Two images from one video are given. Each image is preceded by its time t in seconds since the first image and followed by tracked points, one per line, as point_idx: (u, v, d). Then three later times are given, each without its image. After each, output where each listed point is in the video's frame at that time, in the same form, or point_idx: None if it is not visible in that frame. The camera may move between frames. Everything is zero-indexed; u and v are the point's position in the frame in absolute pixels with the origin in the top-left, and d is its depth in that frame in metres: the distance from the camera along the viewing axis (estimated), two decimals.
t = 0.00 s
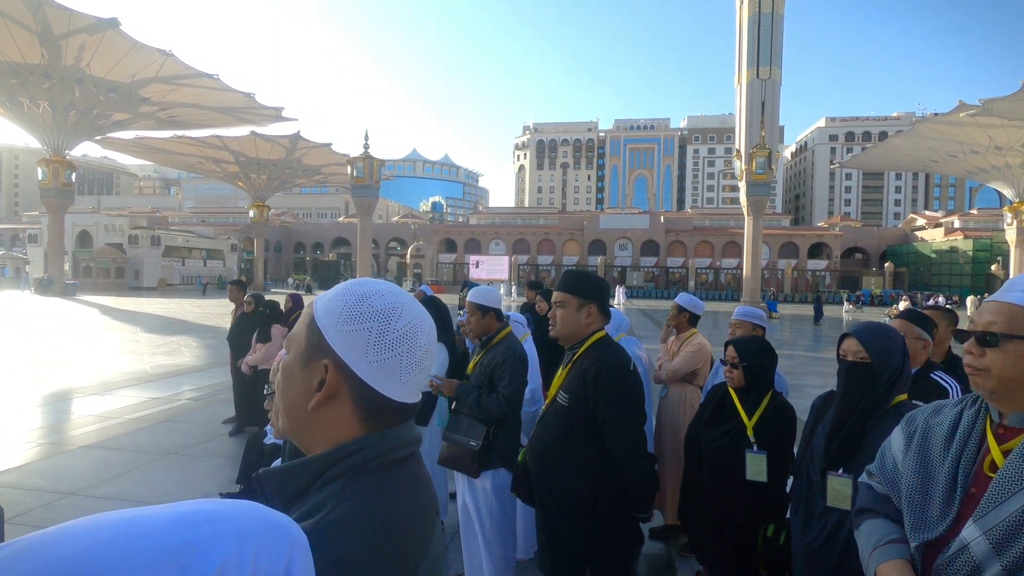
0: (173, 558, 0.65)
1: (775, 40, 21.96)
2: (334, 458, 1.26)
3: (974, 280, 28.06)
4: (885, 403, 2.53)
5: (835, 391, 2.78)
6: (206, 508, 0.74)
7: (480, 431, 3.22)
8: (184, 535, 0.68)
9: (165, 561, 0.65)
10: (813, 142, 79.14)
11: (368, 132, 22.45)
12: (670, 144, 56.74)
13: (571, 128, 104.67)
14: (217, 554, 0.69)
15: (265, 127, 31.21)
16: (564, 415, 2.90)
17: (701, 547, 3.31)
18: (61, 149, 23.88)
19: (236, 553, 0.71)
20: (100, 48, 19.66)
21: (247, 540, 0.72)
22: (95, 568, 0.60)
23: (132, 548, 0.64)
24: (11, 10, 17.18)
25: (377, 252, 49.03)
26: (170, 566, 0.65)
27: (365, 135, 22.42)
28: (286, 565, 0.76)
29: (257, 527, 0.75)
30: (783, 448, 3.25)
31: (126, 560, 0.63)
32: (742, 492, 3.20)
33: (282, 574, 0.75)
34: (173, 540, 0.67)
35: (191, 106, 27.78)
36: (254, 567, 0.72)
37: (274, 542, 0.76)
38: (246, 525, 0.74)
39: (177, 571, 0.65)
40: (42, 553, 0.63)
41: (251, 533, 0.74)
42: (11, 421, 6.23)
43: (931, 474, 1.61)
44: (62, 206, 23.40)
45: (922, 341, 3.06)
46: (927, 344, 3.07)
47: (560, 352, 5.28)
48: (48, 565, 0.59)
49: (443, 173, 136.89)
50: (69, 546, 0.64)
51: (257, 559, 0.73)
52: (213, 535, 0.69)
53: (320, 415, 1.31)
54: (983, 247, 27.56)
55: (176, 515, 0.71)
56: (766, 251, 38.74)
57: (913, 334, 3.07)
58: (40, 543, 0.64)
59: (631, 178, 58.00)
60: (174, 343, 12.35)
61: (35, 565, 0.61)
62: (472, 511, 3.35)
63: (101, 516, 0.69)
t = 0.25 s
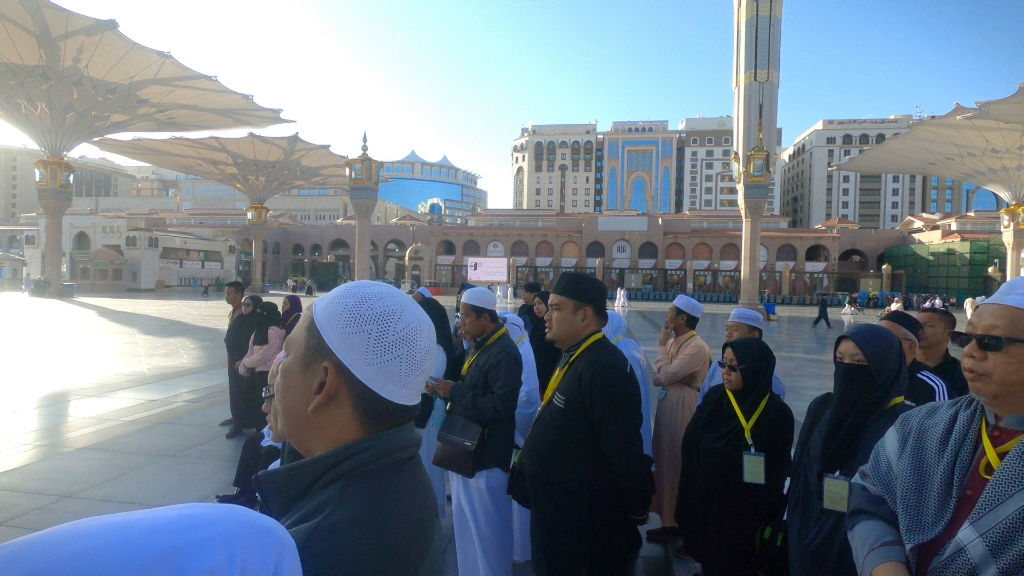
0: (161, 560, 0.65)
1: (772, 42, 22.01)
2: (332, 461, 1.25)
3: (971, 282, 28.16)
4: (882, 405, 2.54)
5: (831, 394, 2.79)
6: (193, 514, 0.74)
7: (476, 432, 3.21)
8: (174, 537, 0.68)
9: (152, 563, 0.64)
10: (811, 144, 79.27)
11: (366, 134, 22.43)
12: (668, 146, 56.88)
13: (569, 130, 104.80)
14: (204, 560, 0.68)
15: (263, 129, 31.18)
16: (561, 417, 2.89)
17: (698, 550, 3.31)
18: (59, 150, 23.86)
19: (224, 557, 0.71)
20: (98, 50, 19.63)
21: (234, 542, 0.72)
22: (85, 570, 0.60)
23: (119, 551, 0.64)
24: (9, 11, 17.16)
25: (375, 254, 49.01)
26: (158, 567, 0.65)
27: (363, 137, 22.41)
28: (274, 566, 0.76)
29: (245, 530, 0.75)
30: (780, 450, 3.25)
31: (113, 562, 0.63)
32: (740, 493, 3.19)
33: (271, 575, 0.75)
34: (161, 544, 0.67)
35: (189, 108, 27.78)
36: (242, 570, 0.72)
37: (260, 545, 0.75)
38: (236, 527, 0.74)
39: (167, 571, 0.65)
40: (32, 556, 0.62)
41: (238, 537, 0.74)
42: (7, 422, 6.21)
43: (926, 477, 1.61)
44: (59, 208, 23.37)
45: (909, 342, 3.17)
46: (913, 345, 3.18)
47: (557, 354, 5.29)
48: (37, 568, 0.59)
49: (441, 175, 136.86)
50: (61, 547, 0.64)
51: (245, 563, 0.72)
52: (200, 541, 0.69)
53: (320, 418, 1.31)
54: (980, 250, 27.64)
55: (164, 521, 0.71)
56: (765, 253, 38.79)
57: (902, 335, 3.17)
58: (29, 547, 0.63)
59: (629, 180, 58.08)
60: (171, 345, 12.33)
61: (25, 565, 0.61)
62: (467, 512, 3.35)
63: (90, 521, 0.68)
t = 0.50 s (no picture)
0: (154, 563, 0.65)
1: (769, 44, 22.07)
2: (328, 463, 1.25)
3: (968, 283, 28.29)
4: (879, 405, 2.54)
5: (828, 394, 2.79)
6: (186, 514, 0.74)
7: (471, 431, 3.21)
8: (168, 539, 0.68)
9: (147, 565, 0.64)
10: (808, 145, 79.46)
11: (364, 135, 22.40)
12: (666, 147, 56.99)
13: (566, 131, 104.92)
14: (198, 562, 0.68)
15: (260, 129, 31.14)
16: (557, 418, 2.89)
17: (697, 550, 3.31)
18: (55, 151, 23.78)
19: (217, 561, 0.70)
20: (95, 50, 19.56)
21: (226, 545, 0.72)
22: (81, 572, 0.60)
23: (112, 552, 0.64)
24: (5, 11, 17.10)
25: (373, 255, 48.97)
26: (152, 570, 0.64)
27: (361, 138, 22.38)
28: (266, 568, 0.76)
29: (237, 534, 0.75)
30: (778, 451, 3.24)
31: (106, 564, 0.62)
32: (738, 494, 3.19)
33: None
34: (156, 544, 0.67)
35: (186, 109, 27.72)
36: (235, 571, 0.72)
37: (253, 549, 0.75)
38: (229, 531, 0.74)
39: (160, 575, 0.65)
40: (27, 557, 0.62)
41: (230, 540, 0.73)
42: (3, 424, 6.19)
43: (923, 479, 1.61)
44: (55, 208, 23.29)
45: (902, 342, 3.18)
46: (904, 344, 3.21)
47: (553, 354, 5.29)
48: (33, 570, 0.59)
49: (439, 176, 136.84)
50: (55, 549, 0.64)
51: (237, 564, 0.72)
52: (193, 543, 0.69)
53: (317, 420, 1.31)
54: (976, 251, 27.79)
55: (158, 524, 0.70)
56: (762, 254, 38.86)
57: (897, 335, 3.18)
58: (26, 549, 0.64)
59: (627, 181, 58.13)
60: (168, 346, 12.30)
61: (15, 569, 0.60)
62: (462, 512, 3.35)
63: (86, 522, 0.68)
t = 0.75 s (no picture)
0: (159, 560, 0.65)
1: (766, 45, 22.11)
2: (329, 467, 1.25)
3: (964, 283, 28.45)
4: (875, 404, 2.55)
5: (825, 395, 2.80)
6: (191, 516, 0.74)
7: (467, 431, 3.22)
8: (174, 541, 0.68)
9: (149, 565, 0.64)
10: (805, 146, 79.64)
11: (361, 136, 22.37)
12: (663, 148, 57.07)
13: (564, 132, 104.97)
14: (203, 561, 0.69)
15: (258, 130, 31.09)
16: (555, 419, 2.90)
17: (694, 551, 3.31)
18: (51, 151, 23.71)
19: (221, 560, 0.70)
20: (91, 51, 19.49)
21: (231, 547, 0.72)
22: (81, 571, 0.60)
23: (113, 549, 0.64)
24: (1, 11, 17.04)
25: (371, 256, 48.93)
26: (157, 570, 0.65)
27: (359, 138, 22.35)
28: (270, 570, 0.76)
29: (242, 536, 0.75)
30: (775, 451, 3.25)
31: (106, 561, 0.62)
32: (735, 494, 3.19)
33: None
34: (161, 547, 0.67)
35: (183, 110, 27.67)
36: (240, 574, 0.72)
37: (258, 550, 0.76)
38: (233, 535, 0.74)
39: (164, 572, 0.65)
40: (26, 552, 0.62)
41: (236, 539, 0.74)
42: None
43: (920, 479, 1.62)
44: (52, 209, 23.21)
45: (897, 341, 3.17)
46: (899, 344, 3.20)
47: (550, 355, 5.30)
48: (32, 572, 0.59)
49: (437, 177, 136.77)
50: (53, 546, 0.63)
51: (242, 564, 0.73)
52: (199, 540, 0.70)
53: (318, 424, 1.31)
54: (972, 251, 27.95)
55: (162, 521, 0.71)
56: (759, 254, 38.93)
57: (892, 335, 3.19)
58: (26, 542, 0.64)
59: (624, 182, 58.18)
60: (165, 348, 12.26)
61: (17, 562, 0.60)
62: (458, 511, 3.34)
63: (93, 515, 0.70)
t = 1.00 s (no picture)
0: (177, 558, 0.67)
1: (764, 47, 22.15)
2: (333, 468, 1.24)
3: (961, 285, 28.59)
4: (873, 405, 2.56)
5: (823, 396, 2.80)
6: (205, 516, 0.74)
7: (465, 431, 3.23)
8: (189, 542, 0.69)
9: (166, 564, 0.65)
10: (803, 148, 79.78)
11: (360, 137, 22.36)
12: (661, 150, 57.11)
13: (562, 134, 105.08)
14: (220, 560, 0.69)
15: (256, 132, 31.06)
16: (554, 421, 2.89)
17: (694, 552, 3.31)
18: (49, 153, 23.69)
19: (237, 561, 0.71)
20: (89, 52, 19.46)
21: (249, 546, 0.73)
22: (99, 570, 0.61)
23: (129, 549, 0.65)
24: None
25: (369, 257, 48.89)
26: (175, 567, 0.66)
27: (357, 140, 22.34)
28: (285, 570, 0.77)
29: (257, 535, 0.76)
30: (773, 452, 3.26)
31: (122, 560, 0.63)
32: (733, 495, 3.20)
33: None
34: (178, 544, 0.68)
35: (181, 111, 27.65)
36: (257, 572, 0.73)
37: (274, 550, 0.76)
38: (248, 537, 0.74)
39: (182, 572, 0.66)
40: (43, 549, 0.63)
41: (252, 539, 0.75)
42: None
43: (921, 479, 1.62)
44: (49, 211, 23.17)
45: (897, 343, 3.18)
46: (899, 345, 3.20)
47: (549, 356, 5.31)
48: (49, 568, 0.60)
49: (435, 178, 136.76)
50: (71, 543, 0.64)
51: (259, 563, 0.74)
52: (216, 538, 0.71)
53: (322, 424, 1.31)
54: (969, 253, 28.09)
55: (178, 521, 0.72)
56: (757, 256, 38.98)
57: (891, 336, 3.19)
58: (43, 539, 0.65)
59: (623, 184, 58.23)
60: (163, 350, 12.23)
61: (38, 561, 0.61)
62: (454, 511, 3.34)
63: (106, 513, 0.71)
